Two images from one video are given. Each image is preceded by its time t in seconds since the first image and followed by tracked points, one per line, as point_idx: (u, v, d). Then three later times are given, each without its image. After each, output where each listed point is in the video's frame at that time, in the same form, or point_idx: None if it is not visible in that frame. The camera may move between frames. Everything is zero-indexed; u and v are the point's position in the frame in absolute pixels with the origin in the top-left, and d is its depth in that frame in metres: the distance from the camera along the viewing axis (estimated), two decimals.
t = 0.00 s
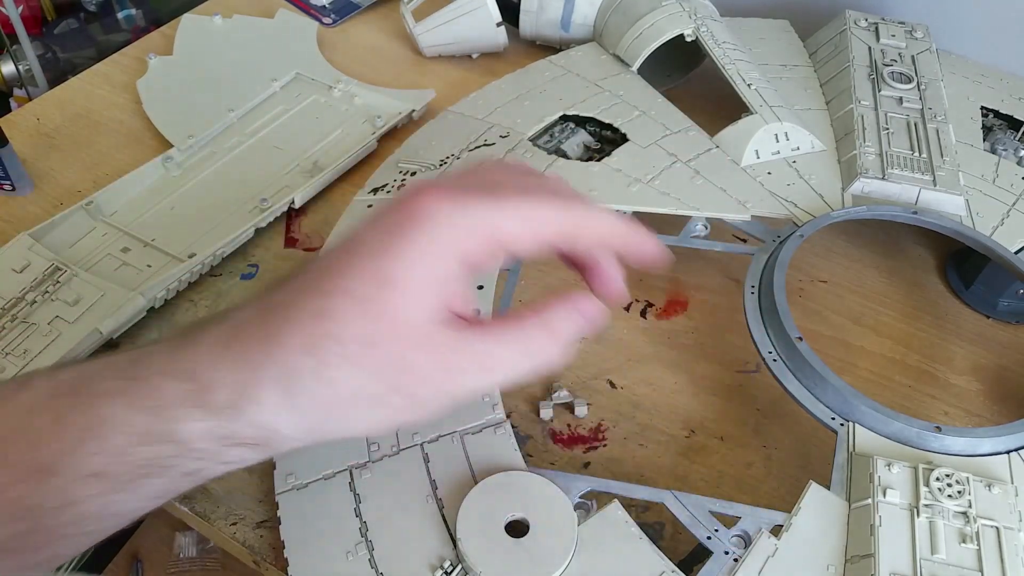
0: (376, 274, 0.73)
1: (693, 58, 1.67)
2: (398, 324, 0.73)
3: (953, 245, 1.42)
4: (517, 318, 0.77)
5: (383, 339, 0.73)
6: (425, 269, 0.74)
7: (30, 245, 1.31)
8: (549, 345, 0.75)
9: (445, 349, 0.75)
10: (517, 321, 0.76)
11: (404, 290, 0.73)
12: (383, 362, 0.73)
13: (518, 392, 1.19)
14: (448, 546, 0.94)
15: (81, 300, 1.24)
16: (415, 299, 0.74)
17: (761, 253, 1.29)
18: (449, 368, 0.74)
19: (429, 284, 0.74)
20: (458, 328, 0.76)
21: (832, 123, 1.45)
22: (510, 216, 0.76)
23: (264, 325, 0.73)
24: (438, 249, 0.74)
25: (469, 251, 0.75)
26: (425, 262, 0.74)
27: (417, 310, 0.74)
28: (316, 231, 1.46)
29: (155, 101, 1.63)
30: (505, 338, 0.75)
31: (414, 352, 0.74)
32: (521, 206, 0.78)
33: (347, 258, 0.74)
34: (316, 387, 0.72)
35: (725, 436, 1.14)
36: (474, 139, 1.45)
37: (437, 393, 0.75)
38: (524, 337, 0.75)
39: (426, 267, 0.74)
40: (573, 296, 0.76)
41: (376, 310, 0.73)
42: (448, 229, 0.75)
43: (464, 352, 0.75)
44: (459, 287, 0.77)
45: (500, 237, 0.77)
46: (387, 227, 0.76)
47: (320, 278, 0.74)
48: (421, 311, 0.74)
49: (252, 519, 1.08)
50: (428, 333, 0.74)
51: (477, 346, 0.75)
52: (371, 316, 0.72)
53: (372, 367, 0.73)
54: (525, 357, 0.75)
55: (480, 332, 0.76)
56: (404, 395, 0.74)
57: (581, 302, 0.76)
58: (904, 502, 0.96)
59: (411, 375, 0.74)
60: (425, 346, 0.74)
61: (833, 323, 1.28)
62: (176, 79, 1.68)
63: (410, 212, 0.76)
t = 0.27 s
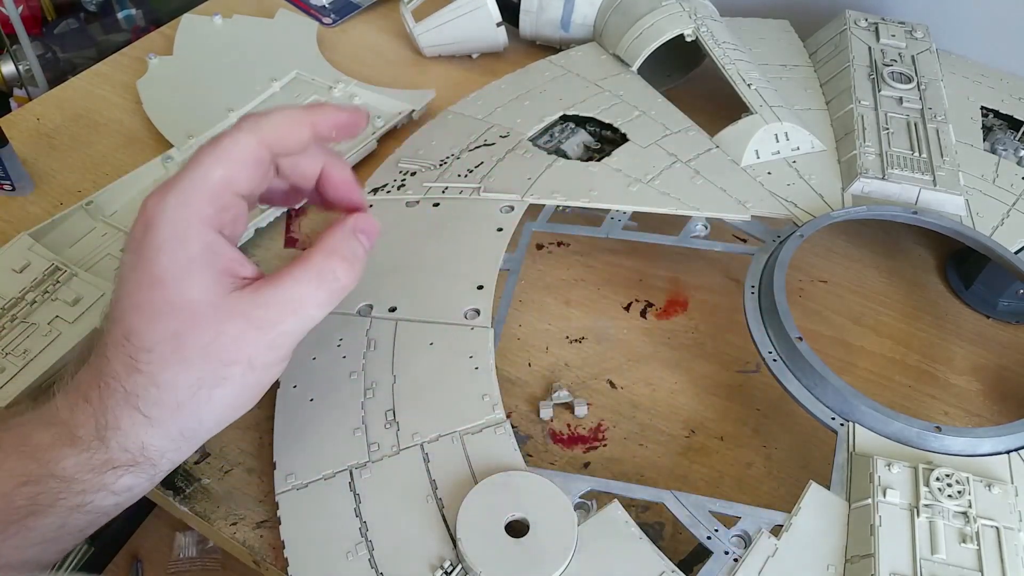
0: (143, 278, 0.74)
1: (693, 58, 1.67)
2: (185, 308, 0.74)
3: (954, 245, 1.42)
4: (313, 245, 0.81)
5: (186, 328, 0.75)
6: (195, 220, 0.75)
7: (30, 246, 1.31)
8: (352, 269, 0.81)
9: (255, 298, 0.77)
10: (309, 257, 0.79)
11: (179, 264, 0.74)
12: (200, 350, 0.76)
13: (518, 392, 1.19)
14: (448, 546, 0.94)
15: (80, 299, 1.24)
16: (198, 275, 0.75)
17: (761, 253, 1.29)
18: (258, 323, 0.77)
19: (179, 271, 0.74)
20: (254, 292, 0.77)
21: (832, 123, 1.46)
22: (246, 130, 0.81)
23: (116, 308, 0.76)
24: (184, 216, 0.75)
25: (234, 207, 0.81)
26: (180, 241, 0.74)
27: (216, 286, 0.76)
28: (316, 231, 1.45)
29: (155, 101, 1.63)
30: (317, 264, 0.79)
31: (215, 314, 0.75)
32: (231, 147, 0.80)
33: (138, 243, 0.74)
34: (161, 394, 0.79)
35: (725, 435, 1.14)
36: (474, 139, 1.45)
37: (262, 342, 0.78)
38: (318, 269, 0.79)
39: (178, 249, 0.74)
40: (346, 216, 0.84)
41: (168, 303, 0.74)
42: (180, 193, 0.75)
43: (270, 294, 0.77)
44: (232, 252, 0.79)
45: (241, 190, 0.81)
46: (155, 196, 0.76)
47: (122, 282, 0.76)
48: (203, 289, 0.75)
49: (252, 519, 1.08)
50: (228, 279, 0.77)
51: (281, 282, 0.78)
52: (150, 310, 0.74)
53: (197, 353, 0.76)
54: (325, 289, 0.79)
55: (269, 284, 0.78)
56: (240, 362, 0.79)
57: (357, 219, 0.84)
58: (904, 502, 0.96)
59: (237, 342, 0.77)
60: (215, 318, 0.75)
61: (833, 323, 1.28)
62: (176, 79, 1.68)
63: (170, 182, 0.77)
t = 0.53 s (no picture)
0: (184, 322, 0.89)
1: (693, 59, 1.67)
2: (217, 352, 0.90)
3: (953, 245, 1.42)
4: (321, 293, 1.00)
5: (219, 367, 0.90)
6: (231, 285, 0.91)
7: (30, 245, 1.31)
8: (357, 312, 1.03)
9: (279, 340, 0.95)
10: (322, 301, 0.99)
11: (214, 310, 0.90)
12: (231, 384, 0.92)
13: (518, 392, 1.19)
14: (448, 546, 0.94)
15: (80, 299, 1.24)
16: (235, 324, 0.91)
17: (762, 252, 1.29)
18: (281, 359, 0.94)
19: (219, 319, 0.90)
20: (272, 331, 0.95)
21: (832, 123, 1.46)
22: (275, 190, 0.96)
23: (151, 345, 0.90)
24: (221, 267, 0.90)
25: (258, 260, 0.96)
26: (216, 289, 0.89)
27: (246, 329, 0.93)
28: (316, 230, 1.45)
29: (155, 101, 1.63)
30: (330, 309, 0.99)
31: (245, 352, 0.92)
32: (257, 211, 0.94)
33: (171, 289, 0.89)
34: (189, 423, 0.93)
35: (726, 435, 1.14)
36: (474, 139, 1.45)
37: (283, 376, 0.95)
38: (331, 312, 0.99)
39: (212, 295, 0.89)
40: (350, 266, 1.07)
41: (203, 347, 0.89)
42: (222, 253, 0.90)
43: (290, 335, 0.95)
44: (258, 299, 0.95)
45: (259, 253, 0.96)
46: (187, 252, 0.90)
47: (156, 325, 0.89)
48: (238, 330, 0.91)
49: (252, 519, 1.08)
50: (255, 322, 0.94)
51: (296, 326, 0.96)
52: (186, 353, 0.89)
53: (226, 387, 0.92)
54: (335, 328, 0.99)
55: (286, 328, 0.95)
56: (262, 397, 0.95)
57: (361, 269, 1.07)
58: (904, 502, 0.96)
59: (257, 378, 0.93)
60: (243, 357, 0.92)
61: (833, 323, 1.28)
62: (176, 79, 1.68)
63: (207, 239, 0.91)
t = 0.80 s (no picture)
0: (199, 315, 0.90)
1: (693, 59, 1.67)
2: (230, 347, 0.91)
3: (953, 245, 1.42)
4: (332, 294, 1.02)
5: (231, 361, 0.91)
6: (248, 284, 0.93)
7: (30, 246, 1.31)
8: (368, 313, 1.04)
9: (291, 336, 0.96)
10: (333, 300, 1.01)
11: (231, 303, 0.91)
12: (241, 380, 0.93)
13: (518, 392, 1.19)
14: (448, 546, 0.94)
15: (80, 299, 1.24)
16: (247, 319, 0.92)
17: (761, 253, 1.29)
18: (292, 357, 0.96)
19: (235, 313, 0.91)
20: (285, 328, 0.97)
21: (832, 123, 1.46)
22: (297, 194, 0.99)
23: (164, 338, 0.91)
24: (238, 265, 0.92)
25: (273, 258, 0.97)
26: (233, 285, 0.91)
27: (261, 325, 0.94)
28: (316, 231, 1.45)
29: (155, 101, 1.63)
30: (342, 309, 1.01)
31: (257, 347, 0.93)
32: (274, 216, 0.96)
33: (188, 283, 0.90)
34: (198, 418, 0.93)
35: (725, 435, 1.14)
36: (474, 139, 1.45)
37: (294, 373, 0.97)
38: (342, 313, 1.01)
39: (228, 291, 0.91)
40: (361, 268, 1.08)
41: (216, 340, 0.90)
42: (239, 252, 0.92)
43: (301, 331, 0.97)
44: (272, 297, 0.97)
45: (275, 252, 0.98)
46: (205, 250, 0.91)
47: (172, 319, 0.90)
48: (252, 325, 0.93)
49: (252, 519, 1.08)
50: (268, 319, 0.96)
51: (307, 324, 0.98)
52: (200, 345, 0.90)
53: (236, 383, 0.93)
54: (346, 328, 1.01)
55: (298, 326, 0.97)
56: (271, 395, 0.96)
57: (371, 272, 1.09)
58: (904, 502, 0.96)
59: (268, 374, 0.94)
60: (256, 353, 0.93)
61: (833, 323, 1.28)
62: (176, 79, 1.68)
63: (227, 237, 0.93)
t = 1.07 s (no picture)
0: (208, 319, 0.90)
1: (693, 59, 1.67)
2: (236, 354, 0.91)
3: (953, 244, 1.42)
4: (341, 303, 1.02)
5: (236, 366, 0.92)
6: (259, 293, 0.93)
7: (30, 246, 1.31)
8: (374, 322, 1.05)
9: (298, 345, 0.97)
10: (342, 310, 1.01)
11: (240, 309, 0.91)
12: (246, 386, 0.93)
13: (518, 392, 1.19)
14: (448, 546, 0.94)
15: (80, 299, 1.24)
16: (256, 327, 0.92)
17: (761, 252, 1.30)
18: (300, 365, 0.97)
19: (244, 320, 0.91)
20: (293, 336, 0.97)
21: (832, 123, 1.46)
22: (313, 206, 0.99)
23: (171, 340, 0.91)
24: (250, 271, 0.91)
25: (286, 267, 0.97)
26: (243, 292, 0.91)
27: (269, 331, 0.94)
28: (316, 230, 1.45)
29: (155, 101, 1.63)
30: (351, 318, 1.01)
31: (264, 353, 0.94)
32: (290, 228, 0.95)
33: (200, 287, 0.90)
34: (200, 422, 0.94)
35: (725, 435, 1.14)
36: (474, 139, 1.45)
37: (299, 381, 0.97)
38: (349, 322, 1.01)
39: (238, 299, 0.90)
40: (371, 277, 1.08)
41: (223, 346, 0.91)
42: (253, 260, 0.91)
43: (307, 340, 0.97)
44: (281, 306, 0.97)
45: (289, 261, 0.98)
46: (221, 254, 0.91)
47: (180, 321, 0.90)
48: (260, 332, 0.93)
49: (252, 519, 1.08)
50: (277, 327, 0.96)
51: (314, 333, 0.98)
52: (206, 350, 0.90)
53: (242, 389, 0.93)
54: (352, 338, 1.01)
55: (306, 335, 0.97)
56: (275, 401, 0.97)
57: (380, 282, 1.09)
58: (904, 502, 0.96)
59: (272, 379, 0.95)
60: (262, 360, 0.93)
61: (833, 323, 1.28)
62: (176, 79, 1.68)
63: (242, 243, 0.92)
